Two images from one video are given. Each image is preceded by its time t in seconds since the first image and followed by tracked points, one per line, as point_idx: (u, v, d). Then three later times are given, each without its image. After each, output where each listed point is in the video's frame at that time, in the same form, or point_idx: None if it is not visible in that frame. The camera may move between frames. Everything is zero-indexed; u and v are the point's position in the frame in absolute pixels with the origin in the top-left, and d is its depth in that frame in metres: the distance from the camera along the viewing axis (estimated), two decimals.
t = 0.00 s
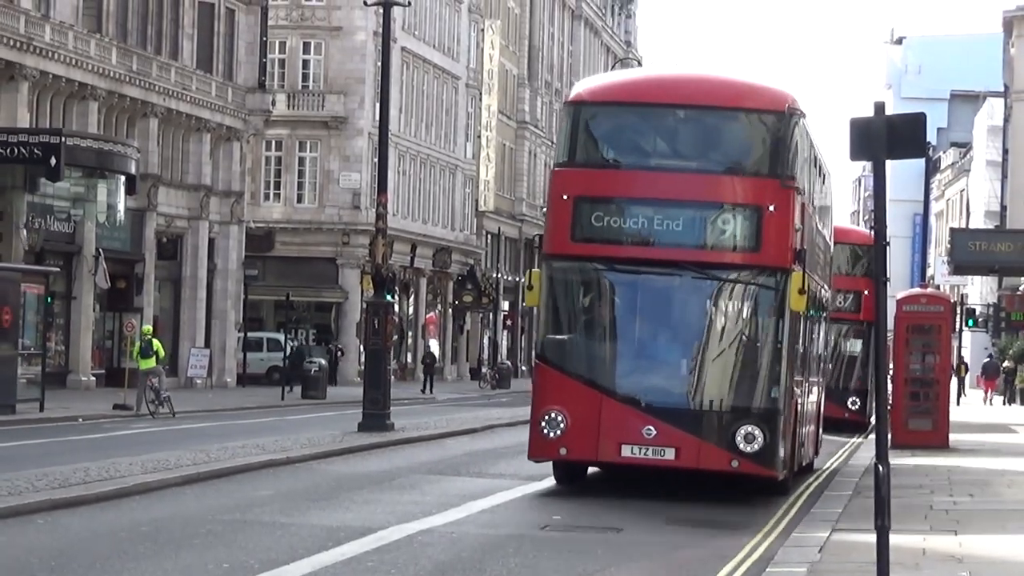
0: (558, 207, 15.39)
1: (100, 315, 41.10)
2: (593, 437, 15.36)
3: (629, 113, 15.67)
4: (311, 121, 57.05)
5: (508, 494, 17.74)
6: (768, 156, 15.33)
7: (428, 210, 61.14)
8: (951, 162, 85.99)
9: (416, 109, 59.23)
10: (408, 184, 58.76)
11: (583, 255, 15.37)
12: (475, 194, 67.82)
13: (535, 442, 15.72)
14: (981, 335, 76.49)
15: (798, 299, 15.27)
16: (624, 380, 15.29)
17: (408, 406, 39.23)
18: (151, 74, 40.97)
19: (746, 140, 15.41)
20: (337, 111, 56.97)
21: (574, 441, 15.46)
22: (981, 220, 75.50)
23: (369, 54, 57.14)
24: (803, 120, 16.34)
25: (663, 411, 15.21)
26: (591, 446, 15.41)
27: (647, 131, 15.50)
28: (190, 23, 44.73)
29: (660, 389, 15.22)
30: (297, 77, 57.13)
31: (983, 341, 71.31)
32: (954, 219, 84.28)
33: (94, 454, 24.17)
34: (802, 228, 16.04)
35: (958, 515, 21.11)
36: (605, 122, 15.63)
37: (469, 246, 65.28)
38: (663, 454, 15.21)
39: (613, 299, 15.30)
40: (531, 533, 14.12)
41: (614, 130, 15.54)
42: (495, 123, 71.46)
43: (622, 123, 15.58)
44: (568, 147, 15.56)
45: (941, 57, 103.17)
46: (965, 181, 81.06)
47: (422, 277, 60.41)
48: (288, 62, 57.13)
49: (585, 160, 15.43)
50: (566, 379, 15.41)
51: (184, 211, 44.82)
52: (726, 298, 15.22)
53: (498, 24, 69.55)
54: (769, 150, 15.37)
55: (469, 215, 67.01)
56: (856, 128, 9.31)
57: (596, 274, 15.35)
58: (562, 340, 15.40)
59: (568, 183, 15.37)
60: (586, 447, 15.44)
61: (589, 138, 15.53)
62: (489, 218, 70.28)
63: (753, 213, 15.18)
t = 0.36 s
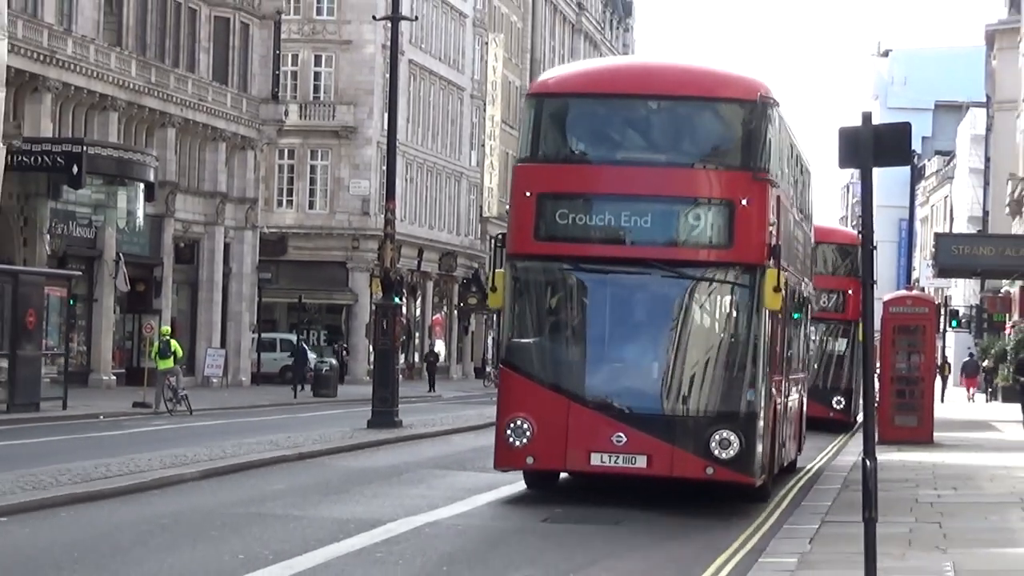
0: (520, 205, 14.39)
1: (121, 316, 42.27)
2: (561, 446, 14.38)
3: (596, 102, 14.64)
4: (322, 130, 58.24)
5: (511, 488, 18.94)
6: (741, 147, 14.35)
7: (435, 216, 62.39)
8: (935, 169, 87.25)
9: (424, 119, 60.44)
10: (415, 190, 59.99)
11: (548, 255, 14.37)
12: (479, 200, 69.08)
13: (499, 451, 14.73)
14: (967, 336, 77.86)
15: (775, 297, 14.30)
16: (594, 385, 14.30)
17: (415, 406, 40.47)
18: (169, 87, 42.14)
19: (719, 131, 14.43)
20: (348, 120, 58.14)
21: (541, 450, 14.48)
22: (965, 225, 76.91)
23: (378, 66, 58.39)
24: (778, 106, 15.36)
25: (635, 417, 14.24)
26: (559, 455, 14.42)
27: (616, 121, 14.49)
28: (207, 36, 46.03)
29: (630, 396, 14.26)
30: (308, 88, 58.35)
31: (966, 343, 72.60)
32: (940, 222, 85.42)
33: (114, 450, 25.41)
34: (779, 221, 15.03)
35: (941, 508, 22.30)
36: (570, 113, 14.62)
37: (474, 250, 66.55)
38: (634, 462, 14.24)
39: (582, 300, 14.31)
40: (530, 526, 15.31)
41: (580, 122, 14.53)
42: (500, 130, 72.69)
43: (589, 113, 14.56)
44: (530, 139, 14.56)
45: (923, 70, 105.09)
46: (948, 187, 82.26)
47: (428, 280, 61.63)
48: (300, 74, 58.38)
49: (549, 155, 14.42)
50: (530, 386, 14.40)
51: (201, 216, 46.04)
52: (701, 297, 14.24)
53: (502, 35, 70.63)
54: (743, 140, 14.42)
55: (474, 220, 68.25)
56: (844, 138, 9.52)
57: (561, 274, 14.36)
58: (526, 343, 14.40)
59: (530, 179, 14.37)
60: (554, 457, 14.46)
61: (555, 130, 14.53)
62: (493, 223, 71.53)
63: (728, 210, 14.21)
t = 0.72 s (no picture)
0: (483, 196, 13.48)
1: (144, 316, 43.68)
2: (526, 450, 13.42)
3: (564, 88, 13.71)
4: (335, 139, 59.66)
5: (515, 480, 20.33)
6: (716, 134, 13.44)
7: (443, 219, 63.93)
8: (919, 172, 88.79)
9: (432, 127, 61.91)
10: (424, 196, 61.50)
11: (513, 248, 13.45)
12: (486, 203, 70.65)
13: (462, 456, 13.79)
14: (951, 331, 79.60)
15: (751, 291, 13.36)
16: (562, 385, 13.36)
17: (425, 401, 41.98)
18: (189, 97, 43.61)
19: (694, 117, 13.52)
20: (359, 129, 59.56)
21: (507, 454, 13.53)
22: (950, 227, 78.53)
23: (388, 77, 59.90)
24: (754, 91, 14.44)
25: (606, 418, 13.29)
26: (524, 460, 13.48)
27: (586, 107, 13.57)
28: (226, 49, 47.58)
29: (600, 397, 13.31)
30: (322, 98, 59.88)
31: (951, 341, 74.28)
32: (925, 225, 86.90)
33: (137, 444, 26.89)
34: (754, 210, 14.12)
35: (926, 496, 23.70)
36: (537, 100, 13.70)
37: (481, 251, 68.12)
38: (604, 466, 13.29)
39: (550, 295, 13.37)
40: (527, 512, 16.71)
41: (549, 108, 13.61)
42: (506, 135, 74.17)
43: (557, 99, 13.64)
44: (495, 127, 13.66)
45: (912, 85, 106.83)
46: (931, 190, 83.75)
47: (437, 281, 63.16)
48: (314, 85, 59.92)
49: (515, 143, 13.51)
50: (495, 387, 13.44)
51: (220, 220, 47.52)
52: (675, 291, 13.31)
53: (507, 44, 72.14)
54: (718, 126, 13.49)
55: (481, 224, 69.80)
56: (833, 144, 9.80)
57: (526, 268, 13.44)
58: (491, 341, 13.45)
59: (493, 169, 13.47)
60: (519, 460, 13.51)
61: (521, 116, 13.63)
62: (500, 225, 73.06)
63: (703, 200, 13.27)
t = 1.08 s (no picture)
0: (444, 189, 12.93)
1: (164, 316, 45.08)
2: (487, 457, 12.82)
3: (531, 77, 13.18)
4: (345, 147, 61.27)
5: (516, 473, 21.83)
6: (689, 126, 12.93)
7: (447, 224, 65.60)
8: (901, 179, 90.56)
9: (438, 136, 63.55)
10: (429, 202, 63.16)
11: (475, 244, 12.90)
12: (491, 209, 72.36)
13: (419, 464, 13.17)
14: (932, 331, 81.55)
15: (724, 291, 12.84)
16: (527, 388, 12.76)
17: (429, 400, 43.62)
18: (206, 108, 45.20)
19: (665, 109, 12.99)
20: (368, 139, 61.13)
21: (467, 462, 12.91)
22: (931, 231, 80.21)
23: (396, 88, 61.54)
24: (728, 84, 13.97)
25: (573, 424, 12.69)
26: (485, 468, 12.87)
27: (553, 96, 13.06)
28: (241, 63, 49.13)
29: (565, 403, 12.73)
30: (332, 108, 61.53)
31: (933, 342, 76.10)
32: (905, 229, 88.78)
33: (157, 438, 28.46)
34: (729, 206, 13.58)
35: (908, 488, 25.21)
36: (503, 89, 13.17)
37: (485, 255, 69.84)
38: (568, 474, 12.71)
39: (514, 293, 12.81)
40: (522, 501, 18.22)
41: (514, 97, 13.11)
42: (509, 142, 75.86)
43: (524, 88, 13.11)
44: (458, 118, 13.15)
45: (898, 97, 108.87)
46: (912, 197, 85.54)
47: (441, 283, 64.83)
48: (325, 96, 61.58)
49: (480, 134, 12.99)
50: (455, 390, 12.83)
51: (235, 226, 49.12)
52: (645, 290, 12.76)
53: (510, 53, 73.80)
54: (691, 117, 12.97)
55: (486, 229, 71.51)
56: (818, 154, 10.96)
57: (488, 265, 12.87)
58: (452, 341, 12.86)
59: (455, 161, 12.94)
60: (480, 467, 12.90)
61: (485, 106, 13.11)
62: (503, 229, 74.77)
63: (676, 196, 12.77)
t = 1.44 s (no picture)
0: (395, 175, 11.95)
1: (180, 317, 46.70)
2: (440, 463, 11.77)
3: (490, 56, 12.23)
4: (354, 156, 62.86)
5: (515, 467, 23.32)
6: (657, 105, 11.94)
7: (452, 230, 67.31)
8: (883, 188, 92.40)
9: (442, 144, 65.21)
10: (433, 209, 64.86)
11: (430, 234, 11.91)
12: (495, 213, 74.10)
13: (369, 472, 12.11)
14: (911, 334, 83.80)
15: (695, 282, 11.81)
16: (485, 389, 11.72)
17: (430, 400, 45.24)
18: (221, 118, 46.81)
19: (632, 87, 12.03)
20: (376, 148, 62.76)
21: (421, 469, 11.85)
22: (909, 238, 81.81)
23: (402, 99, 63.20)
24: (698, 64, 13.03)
25: (536, 426, 11.64)
26: (438, 475, 11.82)
27: (513, 73, 12.08)
28: (254, 76, 50.71)
29: (526, 406, 11.68)
30: (341, 119, 63.20)
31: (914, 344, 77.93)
32: (886, 234, 90.68)
33: (174, 433, 30.00)
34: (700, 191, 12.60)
35: (890, 482, 26.68)
36: (459, 67, 12.25)
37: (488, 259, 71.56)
38: (528, 481, 11.64)
39: (472, 286, 11.81)
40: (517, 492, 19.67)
41: (470, 77, 12.14)
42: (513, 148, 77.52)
43: (482, 67, 12.16)
44: (411, 99, 12.20)
45: (883, 107, 111.06)
46: (891, 205, 87.36)
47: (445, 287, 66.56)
48: (334, 107, 63.26)
49: (430, 115, 12.05)
50: (407, 392, 11.78)
51: (250, 231, 50.67)
52: (613, 282, 11.75)
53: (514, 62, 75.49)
54: (659, 97, 11.99)
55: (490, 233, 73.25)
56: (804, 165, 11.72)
57: (442, 256, 11.89)
58: (404, 338, 11.82)
59: (407, 144, 11.98)
60: (432, 474, 11.84)
61: (440, 87, 12.17)
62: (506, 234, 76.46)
63: (644, 181, 11.77)
